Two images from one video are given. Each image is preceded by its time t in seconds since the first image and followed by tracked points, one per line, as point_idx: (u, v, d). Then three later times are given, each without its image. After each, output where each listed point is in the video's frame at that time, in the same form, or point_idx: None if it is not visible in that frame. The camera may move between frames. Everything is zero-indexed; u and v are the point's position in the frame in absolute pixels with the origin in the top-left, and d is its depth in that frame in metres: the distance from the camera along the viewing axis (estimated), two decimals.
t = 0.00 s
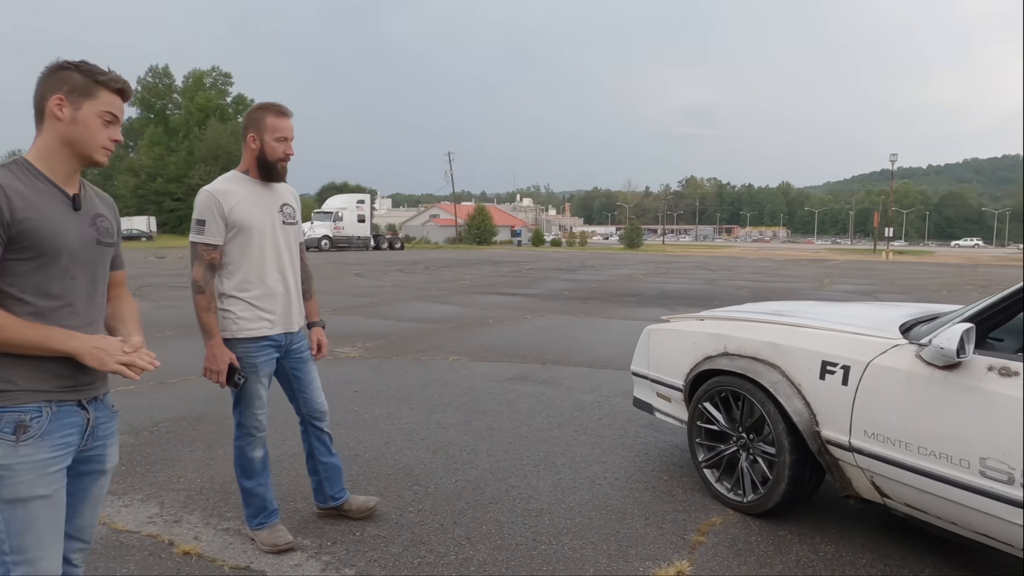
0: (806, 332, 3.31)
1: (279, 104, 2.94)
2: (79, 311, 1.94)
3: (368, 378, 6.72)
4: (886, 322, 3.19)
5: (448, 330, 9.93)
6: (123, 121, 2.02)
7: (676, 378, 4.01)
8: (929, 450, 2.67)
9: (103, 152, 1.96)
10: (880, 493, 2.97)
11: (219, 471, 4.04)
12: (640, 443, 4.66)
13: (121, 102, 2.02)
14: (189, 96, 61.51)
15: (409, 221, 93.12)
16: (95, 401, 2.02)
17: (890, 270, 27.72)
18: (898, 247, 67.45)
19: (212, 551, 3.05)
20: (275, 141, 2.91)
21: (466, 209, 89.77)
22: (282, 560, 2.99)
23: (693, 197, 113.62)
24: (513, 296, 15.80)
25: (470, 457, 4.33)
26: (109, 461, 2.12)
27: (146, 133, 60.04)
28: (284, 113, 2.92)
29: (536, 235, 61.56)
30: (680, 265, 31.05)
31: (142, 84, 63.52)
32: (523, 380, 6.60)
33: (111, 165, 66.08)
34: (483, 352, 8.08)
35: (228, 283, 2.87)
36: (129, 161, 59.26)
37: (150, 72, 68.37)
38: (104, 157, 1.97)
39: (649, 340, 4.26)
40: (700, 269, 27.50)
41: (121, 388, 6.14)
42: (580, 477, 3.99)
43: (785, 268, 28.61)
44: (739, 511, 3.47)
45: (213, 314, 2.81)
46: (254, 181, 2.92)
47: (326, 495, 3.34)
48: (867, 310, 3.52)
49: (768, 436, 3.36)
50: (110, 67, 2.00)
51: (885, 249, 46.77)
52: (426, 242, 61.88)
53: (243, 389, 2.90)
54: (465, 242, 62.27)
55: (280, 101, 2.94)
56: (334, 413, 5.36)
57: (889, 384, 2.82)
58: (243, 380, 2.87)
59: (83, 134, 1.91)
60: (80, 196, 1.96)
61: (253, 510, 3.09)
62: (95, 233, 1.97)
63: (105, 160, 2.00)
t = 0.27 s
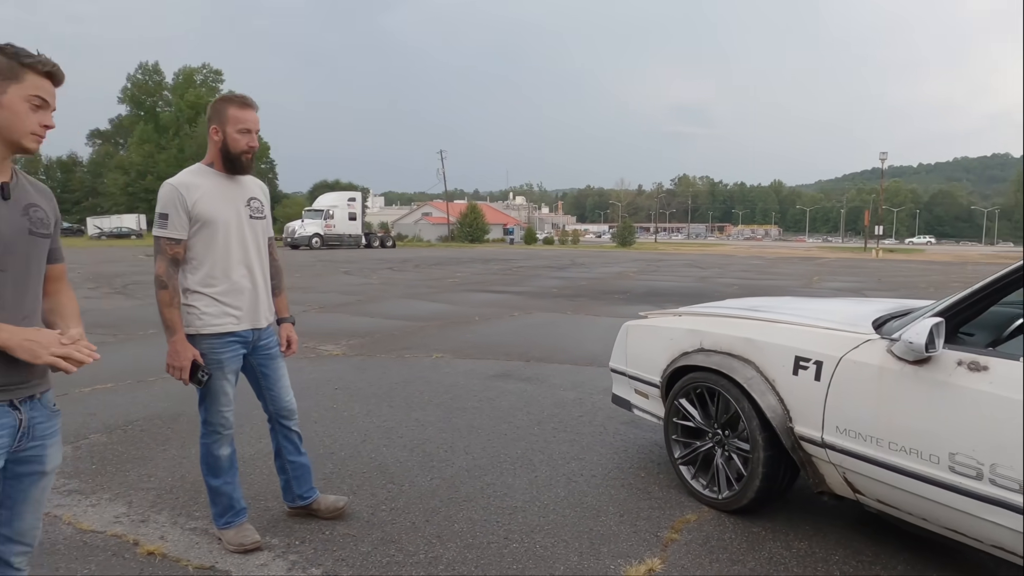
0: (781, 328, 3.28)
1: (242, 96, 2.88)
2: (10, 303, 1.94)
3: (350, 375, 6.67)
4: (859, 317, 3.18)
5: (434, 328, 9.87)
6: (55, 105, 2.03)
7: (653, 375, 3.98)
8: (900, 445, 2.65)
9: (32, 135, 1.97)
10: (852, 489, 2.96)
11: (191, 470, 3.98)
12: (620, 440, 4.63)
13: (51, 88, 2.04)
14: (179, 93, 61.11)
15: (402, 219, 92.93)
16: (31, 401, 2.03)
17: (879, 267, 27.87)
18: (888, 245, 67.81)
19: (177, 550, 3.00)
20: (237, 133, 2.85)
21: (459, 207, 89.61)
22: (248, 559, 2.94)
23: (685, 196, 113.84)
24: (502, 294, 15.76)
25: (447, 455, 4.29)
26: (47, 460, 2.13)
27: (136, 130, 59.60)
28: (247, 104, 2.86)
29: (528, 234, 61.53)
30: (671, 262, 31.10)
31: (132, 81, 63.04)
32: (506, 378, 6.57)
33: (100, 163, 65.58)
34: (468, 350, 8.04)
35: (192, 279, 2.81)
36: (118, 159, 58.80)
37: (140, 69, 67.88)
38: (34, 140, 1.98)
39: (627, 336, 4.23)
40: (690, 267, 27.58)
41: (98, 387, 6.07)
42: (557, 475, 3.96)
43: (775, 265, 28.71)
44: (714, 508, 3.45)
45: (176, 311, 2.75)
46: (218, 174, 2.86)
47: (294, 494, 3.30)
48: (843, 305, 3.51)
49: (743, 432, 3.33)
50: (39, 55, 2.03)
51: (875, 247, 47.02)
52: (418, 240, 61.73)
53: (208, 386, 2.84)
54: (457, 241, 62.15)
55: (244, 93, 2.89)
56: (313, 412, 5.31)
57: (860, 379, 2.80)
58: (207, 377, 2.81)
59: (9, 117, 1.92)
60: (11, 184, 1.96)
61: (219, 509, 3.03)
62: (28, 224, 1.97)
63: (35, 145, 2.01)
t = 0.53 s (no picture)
0: (747, 324, 3.27)
1: (192, 90, 2.83)
2: None
3: (327, 373, 6.62)
4: (824, 313, 3.17)
5: (417, 325, 9.83)
6: None
7: (623, 371, 3.96)
8: (859, 442, 2.64)
9: None
10: (816, 486, 2.94)
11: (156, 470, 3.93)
12: (593, 437, 4.62)
13: None
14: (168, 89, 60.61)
15: (393, 216, 92.65)
16: None
17: (866, 264, 28.02)
18: (877, 242, 68.19)
19: (134, 551, 2.95)
20: (187, 127, 2.78)
21: (450, 204, 89.40)
22: (206, 560, 2.90)
23: (676, 193, 114.12)
24: (489, 291, 15.73)
25: (417, 453, 4.25)
26: None
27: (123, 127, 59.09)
28: (197, 97, 2.81)
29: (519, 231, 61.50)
30: (660, 260, 31.16)
31: (119, 78, 62.49)
32: (484, 375, 6.54)
33: (88, 159, 64.99)
34: (449, 347, 8.01)
35: (147, 276, 2.76)
36: (106, 156, 58.29)
37: (128, 65, 67.29)
38: None
39: (598, 333, 4.21)
40: (678, 264, 27.64)
41: (70, 385, 5.99)
42: (527, 473, 3.93)
43: (763, 263, 28.81)
44: (681, 505, 3.43)
45: (130, 308, 2.69)
46: (173, 169, 2.80)
47: (257, 494, 3.26)
48: (810, 302, 3.50)
49: (710, 429, 3.31)
50: None
51: (864, 244, 47.24)
52: (409, 238, 61.55)
53: (164, 384, 2.77)
54: (447, 238, 61.99)
55: (194, 88, 2.84)
56: (286, 410, 5.27)
57: (822, 376, 2.79)
58: (164, 375, 2.74)
59: None
60: None
61: (178, 509, 2.97)
62: None
63: None
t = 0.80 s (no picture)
0: (723, 322, 3.27)
1: (158, 86, 2.79)
2: None
3: (312, 372, 6.59)
4: (800, 312, 3.17)
5: (404, 324, 9.80)
6: None
7: (603, 370, 3.95)
8: (832, 441, 2.64)
9: None
10: (790, 484, 2.94)
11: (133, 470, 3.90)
12: (575, 435, 4.61)
13: None
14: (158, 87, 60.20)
15: (386, 214, 92.37)
16: None
17: (856, 262, 28.13)
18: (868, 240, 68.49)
19: (104, 554, 2.92)
20: (153, 123, 2.75)
21: (443, 202, 89.24)
22: (177, 562, 2.87)
23: (669, 191, 114.35)
24: (479, 289, 15.70)
25: (398, 453, 4.23)
26: None
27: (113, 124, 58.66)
28: (162, 93, 2.78)
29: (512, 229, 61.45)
30: (652, 258, 31.19)
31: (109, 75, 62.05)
32: (469, 374, 6.52)
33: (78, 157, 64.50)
34: (435, 346, 7.99)
35: (116, 276, 2.72)
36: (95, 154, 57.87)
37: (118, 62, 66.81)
38: None
39: (579, 332, 4.20)
40: (670, 262, 27.67)
41: (51, 385, 5.94)
42: (507, 472, 3.91)
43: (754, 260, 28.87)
44: (659, 504, 3.43)
45: (98, 309, 2.65)
46: (141, 168, 2.77)
47: (233, 495, 3.22)
48: (787, 301, 3.50)
49: (687, 428, 3.31)
50: None
51: (855, 241, 47.44)
52: (401, 236, 61.39)
53: (134, 385, 2.74)
54: (440, 236, 61.88)
55: (159, 83, 2.80)
56: (268, 410, 5.24)
57: (796, 374, 2.79)
58: (131, 377, 2.72)
59: None
60: None
61: (151, 511, 2.92)
62: None
63: None
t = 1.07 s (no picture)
0: (708, 319, 3.25)
1: (128, 80, 2.74)
2: None
3: (299, 371, 6.54)
4: (785, 309, 3.15)
5: (393, 322, 9.75)
6: None
7: (589, 368, 3.93)
8: (816, 438, 2.63)
9: None
10: (775, 482, 2.93)
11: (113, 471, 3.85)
12: (562, 433, 4.58)
13: None
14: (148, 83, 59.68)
15: (377, 212, 92.08)
16: None
17: (845, 260, 28.25)
18: (859, 237, 68.84)
19: (81, 556, 2.88)
20: (122, 117, 2.70)
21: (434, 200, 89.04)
22: (156, 564, 2.83)
23: (660, 189, 114.66)
24: (469, 287, 15.66)
25: (383, 452, 4.19)
26: None
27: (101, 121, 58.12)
28: (133, 86, 2.72)
29: (503, 227, 61.40)
30: (643, 255, 31.20)
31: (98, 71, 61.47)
32: (457, 372, 6.49)
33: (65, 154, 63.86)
34: (424, 344, 7.95)
35: (91, 274, 2.68)
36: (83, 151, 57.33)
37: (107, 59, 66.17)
38: None
39: (565, 329, 4.18)
40: (661, 259, 27.69)
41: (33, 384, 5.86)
42: (492, 471, 3.89)
43: (744, 258, 28.91)
44: (645, 502, 3.41)
45: (73, 308, 2.61)
46: (115, 163, 2.72)
47: (215, 495, 3.17)
48: (773, 298, 3.48)
49: (673, 425, 3.29)
50: None
51: (845, 239, 47.64)
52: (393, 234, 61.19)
53: (110, 385, 2.69)
54: (432, 233, 61.73)
55: (130, 77, 2.75)
56: (253, 409, 5.19)
57: (780, 371, 2.77)
58: (110, 376, 2.67)
59: None
60: None
61: (129, 512, 2.88)
62: None
63: None
